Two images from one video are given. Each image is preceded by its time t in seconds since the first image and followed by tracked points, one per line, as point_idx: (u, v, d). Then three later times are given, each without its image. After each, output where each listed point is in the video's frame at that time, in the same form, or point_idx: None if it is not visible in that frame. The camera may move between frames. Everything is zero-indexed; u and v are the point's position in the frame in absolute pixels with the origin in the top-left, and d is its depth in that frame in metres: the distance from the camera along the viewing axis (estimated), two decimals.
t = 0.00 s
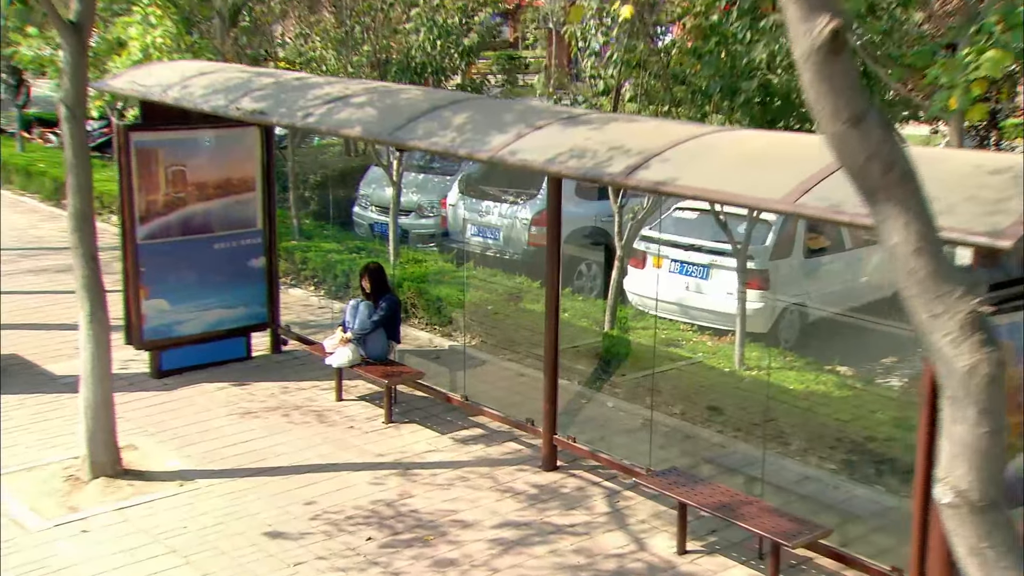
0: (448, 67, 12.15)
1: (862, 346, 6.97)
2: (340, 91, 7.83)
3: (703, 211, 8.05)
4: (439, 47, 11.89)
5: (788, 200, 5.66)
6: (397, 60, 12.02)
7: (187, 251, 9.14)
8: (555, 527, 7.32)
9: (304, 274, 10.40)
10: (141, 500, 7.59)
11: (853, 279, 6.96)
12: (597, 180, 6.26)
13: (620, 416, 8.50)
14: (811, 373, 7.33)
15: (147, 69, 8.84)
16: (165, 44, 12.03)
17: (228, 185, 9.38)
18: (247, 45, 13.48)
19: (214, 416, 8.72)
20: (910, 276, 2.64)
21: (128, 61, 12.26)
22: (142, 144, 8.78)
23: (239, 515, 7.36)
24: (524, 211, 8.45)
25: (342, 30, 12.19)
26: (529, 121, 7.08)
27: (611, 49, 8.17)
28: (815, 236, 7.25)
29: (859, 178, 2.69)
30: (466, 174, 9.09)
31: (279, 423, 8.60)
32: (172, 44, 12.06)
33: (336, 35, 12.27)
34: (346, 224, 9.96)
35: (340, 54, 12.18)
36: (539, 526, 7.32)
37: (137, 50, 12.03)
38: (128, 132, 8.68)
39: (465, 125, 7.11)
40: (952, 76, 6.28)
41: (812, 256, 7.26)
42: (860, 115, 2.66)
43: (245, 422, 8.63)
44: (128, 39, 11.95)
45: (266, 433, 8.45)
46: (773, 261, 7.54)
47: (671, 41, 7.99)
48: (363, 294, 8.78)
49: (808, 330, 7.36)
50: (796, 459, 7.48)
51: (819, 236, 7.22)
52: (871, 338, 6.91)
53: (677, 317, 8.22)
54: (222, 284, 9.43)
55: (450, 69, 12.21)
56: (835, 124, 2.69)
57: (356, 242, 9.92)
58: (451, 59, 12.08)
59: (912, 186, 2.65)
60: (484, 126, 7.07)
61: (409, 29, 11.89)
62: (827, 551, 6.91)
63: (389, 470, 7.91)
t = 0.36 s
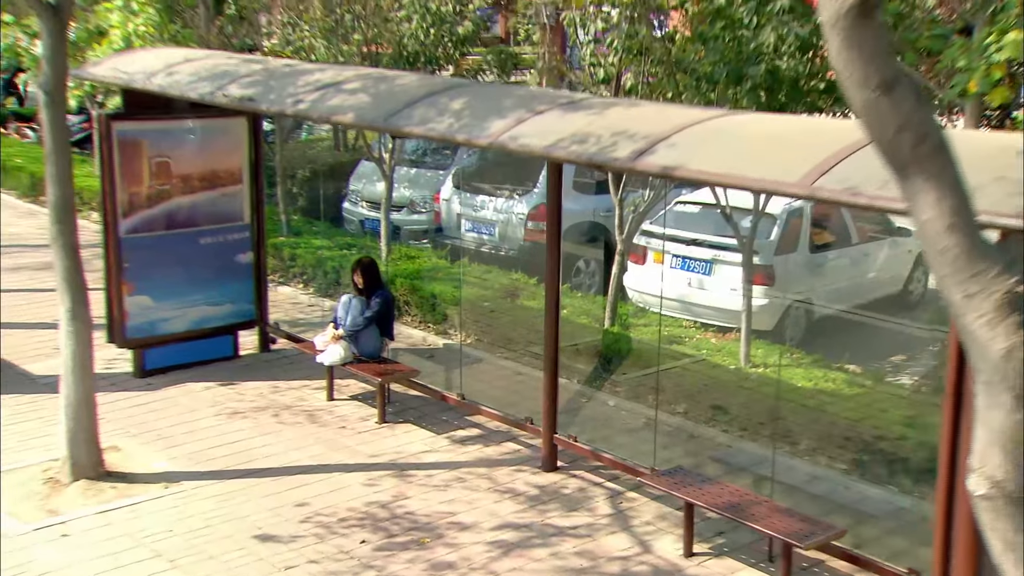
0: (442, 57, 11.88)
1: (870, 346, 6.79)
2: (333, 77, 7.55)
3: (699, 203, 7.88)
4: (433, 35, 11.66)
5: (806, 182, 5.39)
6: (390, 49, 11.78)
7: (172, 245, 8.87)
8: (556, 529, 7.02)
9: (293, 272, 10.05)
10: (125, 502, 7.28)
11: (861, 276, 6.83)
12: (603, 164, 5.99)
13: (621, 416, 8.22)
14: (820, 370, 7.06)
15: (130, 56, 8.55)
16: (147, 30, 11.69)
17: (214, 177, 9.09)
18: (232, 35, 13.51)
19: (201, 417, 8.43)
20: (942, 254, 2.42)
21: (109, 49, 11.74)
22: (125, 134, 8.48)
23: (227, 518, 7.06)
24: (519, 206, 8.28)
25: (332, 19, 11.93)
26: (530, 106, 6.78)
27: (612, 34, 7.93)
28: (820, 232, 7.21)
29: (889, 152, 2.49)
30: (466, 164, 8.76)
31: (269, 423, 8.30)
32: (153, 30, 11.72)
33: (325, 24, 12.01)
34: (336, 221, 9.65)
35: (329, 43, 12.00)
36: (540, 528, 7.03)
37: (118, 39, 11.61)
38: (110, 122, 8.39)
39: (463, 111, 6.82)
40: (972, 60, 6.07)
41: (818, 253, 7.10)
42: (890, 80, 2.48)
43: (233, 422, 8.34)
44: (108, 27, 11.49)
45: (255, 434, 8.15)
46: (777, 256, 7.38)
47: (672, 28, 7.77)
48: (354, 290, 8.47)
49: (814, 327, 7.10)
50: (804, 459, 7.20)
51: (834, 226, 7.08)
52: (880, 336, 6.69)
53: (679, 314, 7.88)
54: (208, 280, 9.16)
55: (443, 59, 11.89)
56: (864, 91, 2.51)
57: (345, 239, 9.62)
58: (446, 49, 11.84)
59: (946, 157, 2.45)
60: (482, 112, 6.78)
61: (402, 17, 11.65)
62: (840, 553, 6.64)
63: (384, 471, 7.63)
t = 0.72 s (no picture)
0: (436, 44, 11.60)
1: (882, 346, 6.51)
2: (323, 60, 7.21)
3: (707, 196, 7.34)
4: (425, 22, 11.40)
5: (829, 160, 5.06)
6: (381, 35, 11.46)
7: (153, 239, 8.50)
8: (560, 534, 6.65)
9: (279, 269, 9.77)
10: (104, 508, 6.89)
11: (872, 273, 6.52)
12: (612, 145, 5.66)
13: (625, 417, 7.86)
14: (834, 367, 6.73)
15: (107, 41, 8.19)
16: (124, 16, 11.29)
17: (197, 169, 8.73)
18: (216, 22, 13.14)
19: (184, 419, 8.05)
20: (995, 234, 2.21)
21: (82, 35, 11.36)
22: (102, 123, 8.11)
23: (213, 524, 6.68)
24: (516, 200, 7.97)
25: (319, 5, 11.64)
26: (531, 88, 6.44)
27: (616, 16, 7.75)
28: (827, 227, 6.77)
29: (933, 117, 2.32)
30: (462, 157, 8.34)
31: (255, 426, 7.93)
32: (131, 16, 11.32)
33: (312, 12, 11.73)
34: (324, 218, 9.33)
35: (317, 30, 11.75)
36: (542, 532, 6.67)
37: (95, 25, 11.17)
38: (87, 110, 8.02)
39: (461, 94, 6.47)
40: (998, 35, 5.84)
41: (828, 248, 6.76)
42: (937, 38, 2.30)
43: (218, 424, 7.97)
44: (83, 13, 10.92)
45: (241, 436, 7.78)
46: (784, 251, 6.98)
47: (678, 10, 7.64)
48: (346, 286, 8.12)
49: (825, 326, 6.78)
50: (818, 460, 6.86)
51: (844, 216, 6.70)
52: (892, 336, 6.44)
53: (685, 310, 7.55)
54: (190, 277, 8.80)
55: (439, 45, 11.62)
56: (908, 48, 2.32)
57: (334, 236, 9.30)
58: (439, 36, 11.54)
59: (996, 124, 2.27)
60: (481, 94, 6.44)
61: (394, 3, 11.35)
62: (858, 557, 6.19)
63: (377, 474, 7.27)
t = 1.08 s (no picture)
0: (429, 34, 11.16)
1: (896, 347, 6.25)
2: (316, 48, 6.95)
3: (715, 192, 7.09)
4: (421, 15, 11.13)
5: (852, 145, 4.77)
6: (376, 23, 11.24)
7: (137, 236, 8.21)
8: (564, 540, 6.36)
9: (269, 269, 9.61)
10: (86, 515, 6.59)
11: (883, 273, 6.24)
12: (621, 131, 5.41)
13: (629, 420, 7.57)
14: (847, 368, 6.44)
15: (90, 29, 7.92)
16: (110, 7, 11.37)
17: (183, 163, 8.46)
18: (205, 15, 12.92)
19: (171, 424, 7.76)
20: None
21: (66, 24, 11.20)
22: (84, 115, 7.78)
23: (200, 531, 6.38)
24: (514, 198, 7.72)
25: None
26: (534, 73, 6.20)
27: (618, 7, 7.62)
28: (838, 224, 6.50)
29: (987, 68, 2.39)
30: (460, 153, 8.01)
31: (245, 430, 7.63)
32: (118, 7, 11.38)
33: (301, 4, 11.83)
34: (315, 216, 9.05)
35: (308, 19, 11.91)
36: (545, 539, 6.37)
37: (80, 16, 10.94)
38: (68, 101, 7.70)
39: (461, 80, 6.23)
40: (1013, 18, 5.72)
41: (837, 246, 6.50)
42: None
43: (206, 428, 7.68)
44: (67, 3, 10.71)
45: (229, 441, 7.49)
46: (792, 249, 6.74)
47: None
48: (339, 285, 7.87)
49: (835, 326, 6.53)
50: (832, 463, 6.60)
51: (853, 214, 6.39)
52: (907, 338, 6.19)
53: (690, 311, 7.24)
54: (177, 276, 8.53)
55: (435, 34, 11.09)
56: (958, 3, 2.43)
57: (326, 235, 9.01)
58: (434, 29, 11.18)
59: None
60: (483, 80, 6.20)
61: None
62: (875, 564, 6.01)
63: (372, 479, 6.97)
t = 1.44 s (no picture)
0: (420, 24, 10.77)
1: (910, 350, 5.98)
2: (307, 33, 6.66)
3: (725, 190, 6.72)
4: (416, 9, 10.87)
5: (880, 126, 4.41)
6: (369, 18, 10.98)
7: (118, 233, 7.89)
8: (571, 550, 6.02)
9: (256, 272, 9.19)
10: (64, 526, 6.22)
11: (896, 273, 5.95)
12: (634, 114, 5.12)
13: (636, 425, 7.09)
14: (864, 370, 6.12)
15: (68, 17, 7.61)
16: None
17: (167, 158, 8.13)
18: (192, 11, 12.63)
19: (155, 431, 7.40)
20: None
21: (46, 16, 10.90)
22: (61, 107, 7.47)
23: (185, 542, 6.02)
24: (513, 194, 7.45)
25: None
26: (540, 56, 5.92)
27: None
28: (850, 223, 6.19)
29: None
30: (455, 150, 7.68)
31: (233, 436, 7.28)
32: None
33: None
34: (305, 216, 8.73)
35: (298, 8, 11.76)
36: (551, 549, 6.03)
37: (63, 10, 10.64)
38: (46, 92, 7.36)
39: (462, 64, 5.93)
40: None
41: (853, 245, 6.18)
42: None
43: (191, 435, 7.33)
44: None
45: (216, 448, 7.13)
46: (804, 248, 6.40)
47: None
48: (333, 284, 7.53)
49: (848, 330, 6.20)
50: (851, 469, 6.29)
51: (869, 213, 6.10)
52: (926, 341, 5.90)
53: (694, 313, 6.87)
54: (161, 276, 8.21)
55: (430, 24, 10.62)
56: None
57: (316, 235, 8.69)
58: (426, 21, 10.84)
59: None
60: (486, 63, 5.91)
61: None
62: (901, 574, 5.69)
63: (367, 488, 6.63)
